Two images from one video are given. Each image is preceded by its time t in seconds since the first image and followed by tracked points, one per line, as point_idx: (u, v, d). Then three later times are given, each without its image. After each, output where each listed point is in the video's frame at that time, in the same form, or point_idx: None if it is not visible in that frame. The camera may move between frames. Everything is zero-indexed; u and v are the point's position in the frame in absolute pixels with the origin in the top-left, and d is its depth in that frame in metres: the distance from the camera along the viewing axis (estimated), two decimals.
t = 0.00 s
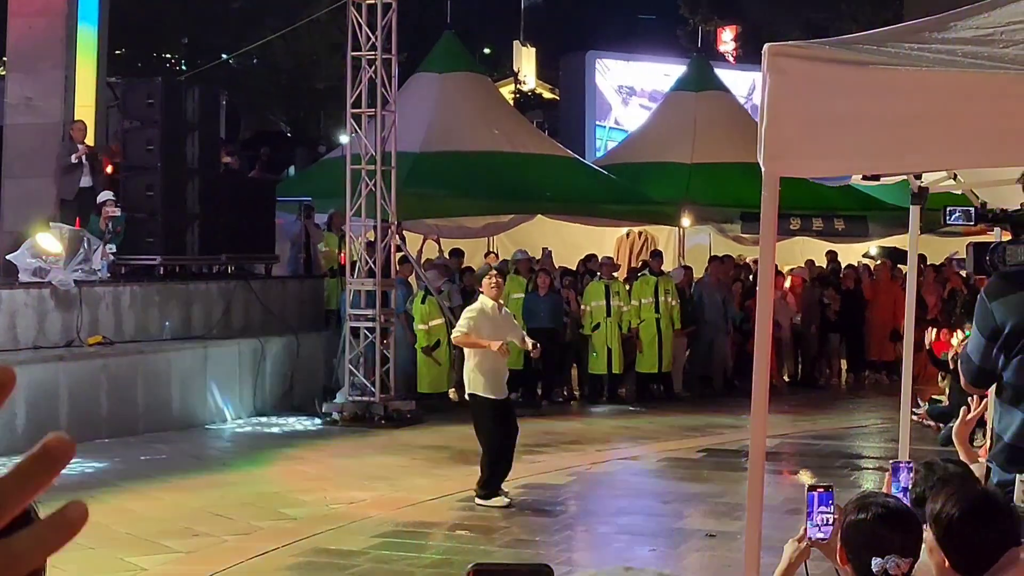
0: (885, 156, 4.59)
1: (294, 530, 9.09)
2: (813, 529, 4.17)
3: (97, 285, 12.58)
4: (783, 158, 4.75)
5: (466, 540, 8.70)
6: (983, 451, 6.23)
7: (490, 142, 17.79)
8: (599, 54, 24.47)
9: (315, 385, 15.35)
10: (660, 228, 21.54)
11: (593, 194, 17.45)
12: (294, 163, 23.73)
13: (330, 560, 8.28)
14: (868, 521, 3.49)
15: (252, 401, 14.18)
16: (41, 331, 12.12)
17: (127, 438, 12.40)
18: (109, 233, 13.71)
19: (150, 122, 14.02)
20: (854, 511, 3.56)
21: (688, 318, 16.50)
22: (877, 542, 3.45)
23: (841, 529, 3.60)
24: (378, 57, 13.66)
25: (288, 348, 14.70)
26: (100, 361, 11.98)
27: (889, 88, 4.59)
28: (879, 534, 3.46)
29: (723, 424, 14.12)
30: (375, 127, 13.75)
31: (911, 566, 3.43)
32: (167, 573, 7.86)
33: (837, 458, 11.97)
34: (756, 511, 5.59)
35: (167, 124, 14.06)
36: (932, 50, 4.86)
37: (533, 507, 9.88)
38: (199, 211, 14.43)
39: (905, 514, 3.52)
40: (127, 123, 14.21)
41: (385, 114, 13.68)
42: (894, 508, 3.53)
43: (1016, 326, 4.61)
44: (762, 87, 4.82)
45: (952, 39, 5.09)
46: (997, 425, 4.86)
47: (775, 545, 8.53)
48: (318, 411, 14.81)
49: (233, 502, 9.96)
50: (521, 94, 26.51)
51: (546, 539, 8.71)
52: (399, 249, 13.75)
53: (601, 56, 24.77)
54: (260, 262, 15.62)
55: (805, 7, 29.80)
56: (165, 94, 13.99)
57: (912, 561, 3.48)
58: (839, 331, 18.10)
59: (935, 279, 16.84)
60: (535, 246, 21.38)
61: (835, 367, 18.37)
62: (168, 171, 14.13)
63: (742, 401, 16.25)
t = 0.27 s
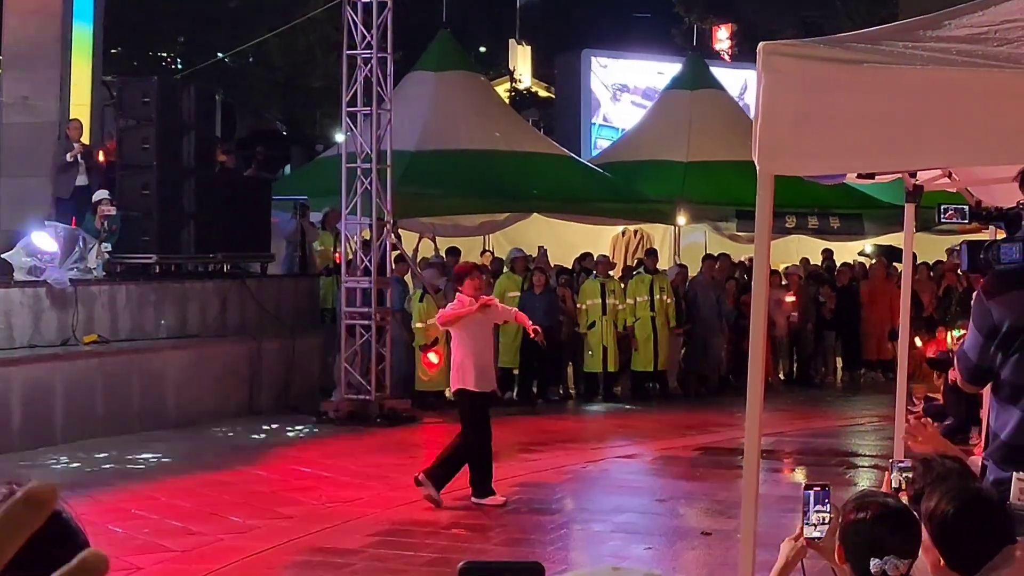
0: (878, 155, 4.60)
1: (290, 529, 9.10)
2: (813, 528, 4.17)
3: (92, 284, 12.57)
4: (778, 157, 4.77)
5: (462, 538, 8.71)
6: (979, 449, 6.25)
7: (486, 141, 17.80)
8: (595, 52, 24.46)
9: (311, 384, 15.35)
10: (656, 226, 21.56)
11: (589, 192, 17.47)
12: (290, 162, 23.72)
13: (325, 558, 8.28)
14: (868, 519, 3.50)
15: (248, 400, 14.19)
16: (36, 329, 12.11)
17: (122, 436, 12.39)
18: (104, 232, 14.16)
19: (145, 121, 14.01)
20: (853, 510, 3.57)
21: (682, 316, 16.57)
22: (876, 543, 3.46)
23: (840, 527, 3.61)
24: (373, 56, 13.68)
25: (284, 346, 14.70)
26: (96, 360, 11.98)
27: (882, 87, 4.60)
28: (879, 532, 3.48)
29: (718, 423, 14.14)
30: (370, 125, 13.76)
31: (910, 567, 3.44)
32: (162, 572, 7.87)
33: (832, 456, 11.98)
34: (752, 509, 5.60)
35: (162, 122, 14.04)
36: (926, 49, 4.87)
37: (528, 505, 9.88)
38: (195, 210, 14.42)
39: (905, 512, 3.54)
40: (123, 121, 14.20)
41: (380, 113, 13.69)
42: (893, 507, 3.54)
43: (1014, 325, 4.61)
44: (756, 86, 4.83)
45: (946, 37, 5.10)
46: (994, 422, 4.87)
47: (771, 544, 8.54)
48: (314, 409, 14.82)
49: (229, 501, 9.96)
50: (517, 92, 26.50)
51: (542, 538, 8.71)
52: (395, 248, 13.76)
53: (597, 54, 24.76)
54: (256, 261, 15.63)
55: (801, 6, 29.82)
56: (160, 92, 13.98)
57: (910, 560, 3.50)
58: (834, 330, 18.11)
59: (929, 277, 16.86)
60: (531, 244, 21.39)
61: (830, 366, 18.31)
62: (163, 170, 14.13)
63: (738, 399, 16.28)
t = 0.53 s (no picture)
0: (875, 152, 4.60)
1: (288, 527, 9.10)
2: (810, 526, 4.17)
3: (90, 283, 12.56)
4: (776, 154, 4.77)
5: (460, 536, 8.72)
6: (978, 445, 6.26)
7: (484, 139, 17.81)
8: (593, 50, 24.48)
9: (309, 382, 15.36)
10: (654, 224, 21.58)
11: (587, 191, 17.48)
12: (288, 161, 23.71)
13: (325, 557, 8.28)
14: (868, 516, 3.52)
15: (246, 398, 14.20)
16: (35, 329, 12.12)
17: (121, 435, 12.40)
18: (103, 231, 13.60)
19: (143, 120, 14.02)
20: (855, 508, 3.57)
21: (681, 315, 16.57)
22: (879, 542, 3.47)
23: (841, 523, 3.62)
24: (372, 55, 13.68)
25: (282, 345, 14.71)
26: (93, 359, 11.99)
27: (879, 84, 4.60)
28: (881, 530, 3.49)
29: (716, 421, 14.15)
30: (369, 124, 13.77)
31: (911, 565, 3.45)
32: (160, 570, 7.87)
33: (831, 454, 11.98)
34: (750, 506, 5.61)
35: (160, 121, 14.05)
36: (924, 46, 4.88)
37: (527, 503, 9.88)
38: (194, 208, 14.42)
39: (906, 509, 3.55)
40: (121, 120, 14.20)
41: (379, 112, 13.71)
42: (895, 506, 3.54)
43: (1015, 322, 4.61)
44: (754, 82, 4.84)
45: (943, 35, 5.10)
46: (994, 419, 4.87)
47: (769, 541, 8.56)
48: (312, 408, 14.82)
49: (228, 499, 9.97)
50: (516, 91, 26.53)
51: (541, 535, 8.72)
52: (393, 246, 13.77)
53: (595, 52, 24.79)
54: (255, 260, 15.64)
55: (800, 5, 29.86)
56: (158, 91, 13.97)
57: (912, 559, 3.51)
58: (833, 328, 18.17)
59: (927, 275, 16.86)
60: (530, 243, 21.41)
61: (829, 364, 18.43)
62: (161, 168, 14.13)
63: (737, 397, 16.29)
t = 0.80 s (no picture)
0: (881, 150, 4.59)
1: (295, 526, 9.11)
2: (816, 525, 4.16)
3: (97, 282, 12.57)
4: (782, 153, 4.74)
5: (468, 535, 8.72)
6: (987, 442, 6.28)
7: (490, 139, 17.80)
8: (599, 49, 24.46)
9: (315, 382, 15.37)
10: (660, 223, 21.56)
11: (593, 190, 17.46)
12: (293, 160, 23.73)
13: (331, 556, 8.29)
14: (880, 514, 3.51)
15: (252, 398, 14.21)
16: (42, 329, 12.13)
17: (127, 434, 12.41)
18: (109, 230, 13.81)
19: (149, 120, 14.04)
20: (867, 505, 3.58)
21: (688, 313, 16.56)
22: (891, 539, 3.49)
23: (852, 522, 3.63)
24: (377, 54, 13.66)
25: (288, 344, 14.72)
26: (101, 359, 11.99)
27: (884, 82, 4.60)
28: (891, 529, 3.49)
29: (722, 420, 14.14)
30: (374, 123, 13.77)
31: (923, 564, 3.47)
32: (167, 570, 7.87)
33: (837, 453, 11.96)
34: (757, 506, 5.59)
35: (166, 121, 14.08)
36: (928, 45, 4.87)
37: (532, 502, 9.89)
38: (200, 208, 14.44)
39: (917, 507, 3.55)
40: (127, 121, 14.21)
41: (384, 111, 13.69)
42: (906, 502, 3.55)
43: None
44: (760, 81, 4.80)
45: (947, 34, 5.10)
46: (1004, 415, 4.90)
47: (776, 540, 8.56)
48: (319, 407, 14.83)
49: (235, 499, 9.97)
50: (522, 90, 26.52)
51: (547, 535, 8.72)
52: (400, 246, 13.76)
53: (601, 51, 24.77)
54: (260, 259, 15.65)
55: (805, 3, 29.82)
56: (164, 91, 13.95)
57: (923, 556, 3.53)
58: (839, 327, 18.17)
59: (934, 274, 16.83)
60: (536, 242, 21.41)
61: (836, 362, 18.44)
62: (168, 168, 14.15)
63: (743, 396, 16.28)
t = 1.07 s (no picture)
0: (896, 150, 4.59)
1: (308, 526, 9.13)
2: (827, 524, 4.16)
3: (110, 283, 12.63)
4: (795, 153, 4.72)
5: (480, 535, 8.73)
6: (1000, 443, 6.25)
7: (502, 139, 17.80)
8: (611, 49, 24.44)
9: (329, 382, 15.40)
10: (672, 223, 21.54)
11: (606, 190, 17.46)
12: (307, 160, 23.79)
13: (345, 555, 8.32)
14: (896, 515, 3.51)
15: (265, 398, 14.25)
16: (55, 329, 12.19)
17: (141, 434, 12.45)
18: (122, 231, 13.71)
19: (162, 121, 14.12)
20: (883, 505, 3.58)
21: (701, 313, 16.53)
22: (908, 538, 3.48)
23: (868, 521, 3.63)
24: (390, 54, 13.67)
25: (301, 344, 14.75)
26: (114, 359, 12.04)
27: (896, 82, 4.59)
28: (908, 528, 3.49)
29: (735, 419, 14.12)
30: (386, 123, 13.78)
31: (940, 561, 3.47)
32: (181, 569, 7.90)
33: (851, 453, 11.94)
34: (769, 505, 5.59)
35: (179, 122, 14.15)
36: (942, 44, 4.85)
37: (546, 502, 9.90)
38: (213, 208, 14.48)
39: (933, 506, 3.55)
40: (140, 121, 14.28)
41: (397, 111, 13.69)
42: (921, 502, 3.55)
43: None
44: (773, 81, 4.78)
45: (962, 33, 5.08)
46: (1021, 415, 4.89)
47: (789, 539, 8.55)
48: (332, 407, 14.86)
49: (248, 499, 10.00)
50: (534, 90, 26.52)
51: (561, 534, 8.72)
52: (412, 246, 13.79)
53: (613, 51, 24.76)
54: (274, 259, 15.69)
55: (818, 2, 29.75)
56: (177, 91, 14.08)
57: (940, 555, 3.52)
58: (851, 327, 18.12)
59: (947, 274, 16.78)
60: (548, 242, 21.41)
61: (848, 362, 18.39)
62: (180, 168, 14.21)
63: (756, 395, 16.26)
